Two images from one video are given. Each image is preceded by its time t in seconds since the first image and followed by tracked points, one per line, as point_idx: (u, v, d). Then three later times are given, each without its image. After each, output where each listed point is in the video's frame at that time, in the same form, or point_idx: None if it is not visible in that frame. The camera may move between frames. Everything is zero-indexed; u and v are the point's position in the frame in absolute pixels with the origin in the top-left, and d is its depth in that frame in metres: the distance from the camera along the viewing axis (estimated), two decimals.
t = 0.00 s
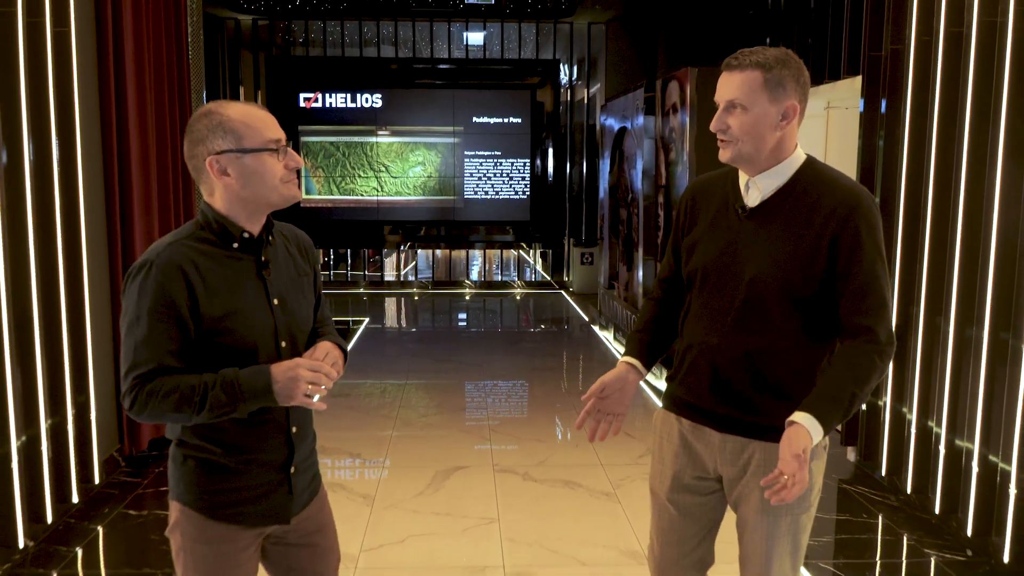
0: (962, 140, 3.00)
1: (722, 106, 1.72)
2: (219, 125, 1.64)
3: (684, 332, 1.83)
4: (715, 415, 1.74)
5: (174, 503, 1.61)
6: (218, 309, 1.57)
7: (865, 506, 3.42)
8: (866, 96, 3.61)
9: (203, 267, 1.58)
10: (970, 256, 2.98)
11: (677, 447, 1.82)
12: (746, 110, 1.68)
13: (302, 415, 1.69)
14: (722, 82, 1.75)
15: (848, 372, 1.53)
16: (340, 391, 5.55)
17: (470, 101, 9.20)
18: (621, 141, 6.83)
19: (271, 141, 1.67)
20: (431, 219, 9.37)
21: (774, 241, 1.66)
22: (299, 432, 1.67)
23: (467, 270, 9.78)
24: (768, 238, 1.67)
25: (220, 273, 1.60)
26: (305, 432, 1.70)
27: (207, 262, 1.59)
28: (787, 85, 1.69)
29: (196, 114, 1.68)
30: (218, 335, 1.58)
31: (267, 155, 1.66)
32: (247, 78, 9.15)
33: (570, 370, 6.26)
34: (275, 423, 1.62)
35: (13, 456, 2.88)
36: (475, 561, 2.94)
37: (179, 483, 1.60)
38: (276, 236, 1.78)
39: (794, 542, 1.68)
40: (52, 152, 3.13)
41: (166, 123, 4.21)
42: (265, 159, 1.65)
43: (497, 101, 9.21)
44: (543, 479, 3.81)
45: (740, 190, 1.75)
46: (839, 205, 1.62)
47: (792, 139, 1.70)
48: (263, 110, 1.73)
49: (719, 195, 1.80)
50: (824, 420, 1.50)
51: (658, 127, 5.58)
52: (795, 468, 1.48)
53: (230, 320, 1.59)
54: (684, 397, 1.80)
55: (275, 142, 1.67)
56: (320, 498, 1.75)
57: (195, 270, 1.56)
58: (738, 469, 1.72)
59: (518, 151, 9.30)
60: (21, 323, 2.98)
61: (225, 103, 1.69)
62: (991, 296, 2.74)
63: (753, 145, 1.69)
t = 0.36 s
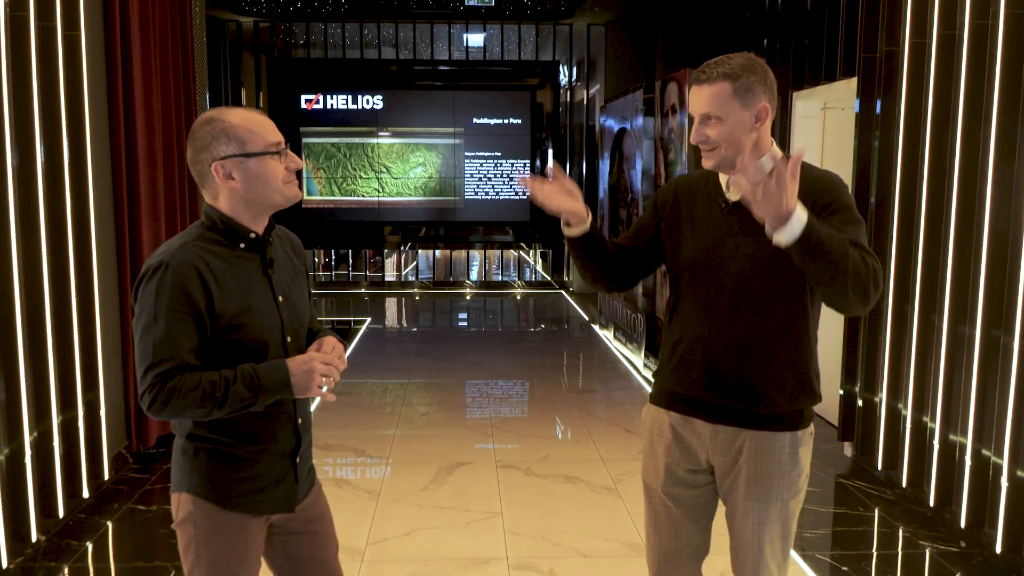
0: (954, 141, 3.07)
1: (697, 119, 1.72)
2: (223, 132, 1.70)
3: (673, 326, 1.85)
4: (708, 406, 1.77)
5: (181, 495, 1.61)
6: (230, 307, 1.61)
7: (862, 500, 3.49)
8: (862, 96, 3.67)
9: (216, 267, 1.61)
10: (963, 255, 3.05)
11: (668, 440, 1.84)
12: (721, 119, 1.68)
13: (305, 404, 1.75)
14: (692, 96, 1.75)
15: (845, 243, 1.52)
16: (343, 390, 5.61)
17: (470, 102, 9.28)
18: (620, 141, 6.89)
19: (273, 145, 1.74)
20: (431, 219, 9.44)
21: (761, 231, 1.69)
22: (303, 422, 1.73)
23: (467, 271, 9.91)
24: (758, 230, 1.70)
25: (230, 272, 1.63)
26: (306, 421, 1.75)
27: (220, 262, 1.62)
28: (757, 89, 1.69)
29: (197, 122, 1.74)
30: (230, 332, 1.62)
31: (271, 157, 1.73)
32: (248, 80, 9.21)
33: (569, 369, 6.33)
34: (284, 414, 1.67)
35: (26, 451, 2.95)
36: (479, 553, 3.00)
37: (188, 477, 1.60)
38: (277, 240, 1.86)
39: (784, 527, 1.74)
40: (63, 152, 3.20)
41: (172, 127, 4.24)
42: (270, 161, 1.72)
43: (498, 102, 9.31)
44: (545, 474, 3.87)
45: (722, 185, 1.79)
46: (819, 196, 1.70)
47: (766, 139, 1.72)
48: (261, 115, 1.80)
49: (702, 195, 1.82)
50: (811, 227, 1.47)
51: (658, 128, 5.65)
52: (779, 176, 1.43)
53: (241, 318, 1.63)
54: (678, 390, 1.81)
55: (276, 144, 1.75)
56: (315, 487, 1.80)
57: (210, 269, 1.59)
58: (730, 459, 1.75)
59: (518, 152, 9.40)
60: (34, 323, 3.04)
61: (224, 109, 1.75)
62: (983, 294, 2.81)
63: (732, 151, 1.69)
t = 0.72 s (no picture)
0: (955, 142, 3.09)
1: (676, 113, 1.75)
2: (206, 134, 1.71)
3: (651, 320, 1.85)
4: (688, 399, 1.76)
5: (181, 493, 1.62)
6: (234, 305, 1.63)
7: (862, 497, 3.50)
8: (864, 96, 3.69)
9: (220, 266, 1.63)
10: (963, 255, 3.07)
11: (652, 438, 1.82)
12: (699, 114, 1.72)
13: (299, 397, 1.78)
14: (671, 92, 1.78)
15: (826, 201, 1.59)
16: (347, 390, 5.63)
17: (473, 103, 9.30)
18: (621, 141, 6.92)
19: (258, 140, 1.75)
20: (433, 219, 9.45)
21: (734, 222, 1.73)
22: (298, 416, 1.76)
23: (470, 271, 9.99)
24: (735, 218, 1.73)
25: (233, 271, 1.65)
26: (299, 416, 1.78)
27: (222, 260, 1.64)
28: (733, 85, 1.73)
29: (179, 127, 1.75)
30: (231, 330, 1.63)
31: (256, 153, 1.74)
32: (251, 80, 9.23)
33: (571, 368, 6.35)
34: (280, 409, 1.70)
35: (35, 449, 2.98)
36: (482, 551, 3.02)
37: (189, 475, 1.61)
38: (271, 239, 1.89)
39: (766, 521, 1.76)
40: (70, 153, 3.23)
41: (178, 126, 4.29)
42: (256, 157, 1.73)
43: (501, 102, 9.33)
44: (547, 472, 3.90)
45: (700, 181, 1.81)
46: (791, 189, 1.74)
47: (743, 136, 1.76)
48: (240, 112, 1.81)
49: (678, 192, 1.85)
50: (793, 168, 1.54)
51: (660, 128, 5.67)
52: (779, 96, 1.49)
53: (243, 316, 1.65)
54: (659, 384, 1.80)
55: (260, 139, 1.76)
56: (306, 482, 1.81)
57: (214, 269, 1.61)
58: (709, 452, 1.76)
59: (520, 152, 9.44)
60: (42, 323, 3.08)
61: (204, 111, 1.76)
62: (983, 293, 2.83)
63: (710, 145, 1.73)
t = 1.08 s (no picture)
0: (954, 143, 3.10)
1: (649, 121, 1.73)
2: (204, 135, 1.72)
3: (633, 320, 1.84)
4: (668, 398, 1.76)
5: (183, 495, 1.62)
6: (232, 304, 1.64)
7: (862, 497, 3.51)
8: (863, 96, 3.70)
9: (216, 266, 1.63)
10: (962, 255, 3.06)
11: (635, 436, 1.82)
12: (670, 121, 1.70)
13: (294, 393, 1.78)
14: (641, 99, 1.76)
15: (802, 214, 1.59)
16: (347, 390, 5.64)
17: (474, 103, 9.32)
18: (621, 142, 6.93)
19: (254, 147, 1.75)
20: (432, 220, 9.47)
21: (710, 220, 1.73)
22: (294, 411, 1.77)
23: (470, 271, 9.98)
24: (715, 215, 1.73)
25: (229, 270, 1.66)
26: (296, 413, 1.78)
27: (218, 261, 1.65)
28: (703, 91, 1.71)
29: (177, 125, 1.75)
30: (230, 330, 1.64)
31: (251, 159, 1.75)
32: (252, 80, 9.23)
33: (572, 368, 6.36)
34: (279, 405, 1.71)
35: (35, 449, 2.98)
36: (482, 550, 3.02)
37: (191, 476, 1.61)
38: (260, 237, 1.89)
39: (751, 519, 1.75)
40: (71, 154, 3.24)
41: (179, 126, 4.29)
42: (251, 163, 1.74)
43: (501, 102, 9.34)
44: (547, 472, 3.91)
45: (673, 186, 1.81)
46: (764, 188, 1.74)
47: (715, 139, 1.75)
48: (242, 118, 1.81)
49: (652, 194, 1.86)
50: (771, 184, 1.53)
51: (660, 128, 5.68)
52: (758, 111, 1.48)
53: (241, 314, 1.66)
54: (638, 385, 1.80)
55: (257, 145, 1.77)
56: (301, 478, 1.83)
57: (212, 268, 1.62)
58: (688, 450, 1.75)
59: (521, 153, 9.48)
60: (43, 321, 3.08)
61: (205, 112, 1.76)
62: (982, 294, 2.84)
63: (683, 151, 1.72)
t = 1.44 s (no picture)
0: (953, 144, 3.12)
1: (625, 117, 1.73)
2: (215, 137, 1.71)
3: (621, 321, 1.85)
4: (656, 397, 1.77)
5: (183, 493, 1.63)
6: (228, 303, 1.65)
7: (861, 497, 3.52)
8: (862, 96, 3.71)
9: (211, 266, 1.64)
10: (961, 257, 3.06)
11: (625, 434, 1.83)
12: (644, 117, 1.70)
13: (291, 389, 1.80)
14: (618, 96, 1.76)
15: (769, 221, 1.57)
16: (349, 389, 5.65)
17: (474, 103, 9.40)
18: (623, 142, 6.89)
19: (261, 158, 1.75)
20: (433, 220, 9.54)
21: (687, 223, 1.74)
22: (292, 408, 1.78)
23: (471, 271, 9.93)
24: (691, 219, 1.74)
25: (223, 270, 1.67)
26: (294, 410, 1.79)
27: (214, 262, 1.66)
28: (677, 89, 1.72)
29: (193, 121, 1.74)
30: (225, 329, 1.65)
31: (255, 170, 1.74)
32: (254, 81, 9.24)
33: (572, 368, 6.37)
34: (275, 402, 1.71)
35: (37, 448, 3.00)
36: (482, 549, 3.04)
37: (191, 475, 1.62)
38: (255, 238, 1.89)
39: (740, 520, 1.75)
40: (72, 154, 3.25)
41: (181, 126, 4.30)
42: (253, 173, 1.73)
43: (503, 102, 9.44)
44: (547, 471, 3.92)
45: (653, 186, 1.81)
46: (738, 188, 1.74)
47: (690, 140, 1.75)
48: (255, 124, 1.80)
49: (635, 197, 1.87)
50: (736, 196, 1.50)
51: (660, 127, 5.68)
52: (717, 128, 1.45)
53: (236, 313, 1.67)
54: (626, 385, 1.81)
55: (263, 155, 1.75)
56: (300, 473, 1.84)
57: (207, 269, 1.63)
58: (674, 447, 1.76)
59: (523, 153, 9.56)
60: (45, 322, 3.09)
61: (222, 113, 1.75)
62: (980, 294, 2.85)
63: (656, 147, 1.72)
